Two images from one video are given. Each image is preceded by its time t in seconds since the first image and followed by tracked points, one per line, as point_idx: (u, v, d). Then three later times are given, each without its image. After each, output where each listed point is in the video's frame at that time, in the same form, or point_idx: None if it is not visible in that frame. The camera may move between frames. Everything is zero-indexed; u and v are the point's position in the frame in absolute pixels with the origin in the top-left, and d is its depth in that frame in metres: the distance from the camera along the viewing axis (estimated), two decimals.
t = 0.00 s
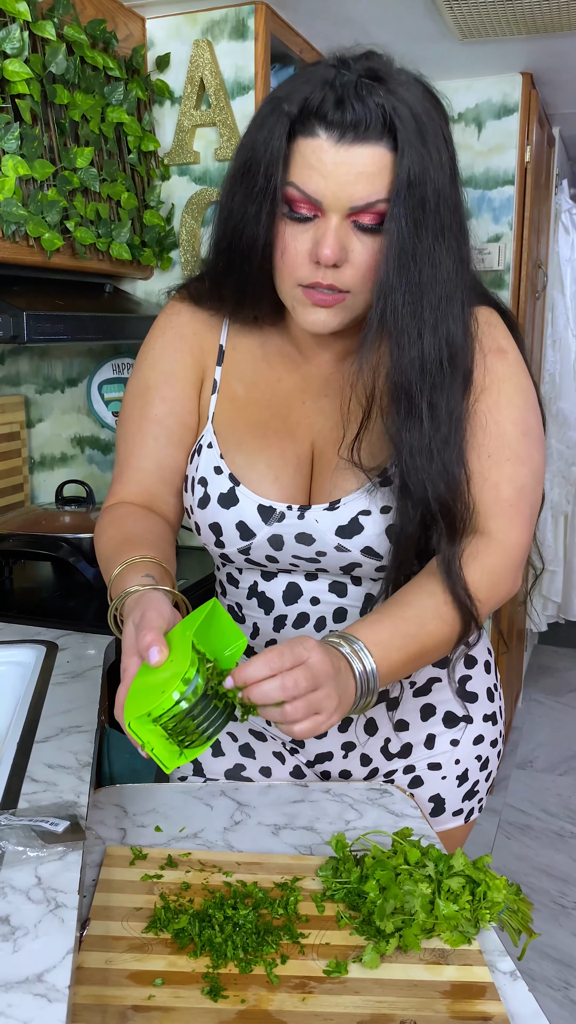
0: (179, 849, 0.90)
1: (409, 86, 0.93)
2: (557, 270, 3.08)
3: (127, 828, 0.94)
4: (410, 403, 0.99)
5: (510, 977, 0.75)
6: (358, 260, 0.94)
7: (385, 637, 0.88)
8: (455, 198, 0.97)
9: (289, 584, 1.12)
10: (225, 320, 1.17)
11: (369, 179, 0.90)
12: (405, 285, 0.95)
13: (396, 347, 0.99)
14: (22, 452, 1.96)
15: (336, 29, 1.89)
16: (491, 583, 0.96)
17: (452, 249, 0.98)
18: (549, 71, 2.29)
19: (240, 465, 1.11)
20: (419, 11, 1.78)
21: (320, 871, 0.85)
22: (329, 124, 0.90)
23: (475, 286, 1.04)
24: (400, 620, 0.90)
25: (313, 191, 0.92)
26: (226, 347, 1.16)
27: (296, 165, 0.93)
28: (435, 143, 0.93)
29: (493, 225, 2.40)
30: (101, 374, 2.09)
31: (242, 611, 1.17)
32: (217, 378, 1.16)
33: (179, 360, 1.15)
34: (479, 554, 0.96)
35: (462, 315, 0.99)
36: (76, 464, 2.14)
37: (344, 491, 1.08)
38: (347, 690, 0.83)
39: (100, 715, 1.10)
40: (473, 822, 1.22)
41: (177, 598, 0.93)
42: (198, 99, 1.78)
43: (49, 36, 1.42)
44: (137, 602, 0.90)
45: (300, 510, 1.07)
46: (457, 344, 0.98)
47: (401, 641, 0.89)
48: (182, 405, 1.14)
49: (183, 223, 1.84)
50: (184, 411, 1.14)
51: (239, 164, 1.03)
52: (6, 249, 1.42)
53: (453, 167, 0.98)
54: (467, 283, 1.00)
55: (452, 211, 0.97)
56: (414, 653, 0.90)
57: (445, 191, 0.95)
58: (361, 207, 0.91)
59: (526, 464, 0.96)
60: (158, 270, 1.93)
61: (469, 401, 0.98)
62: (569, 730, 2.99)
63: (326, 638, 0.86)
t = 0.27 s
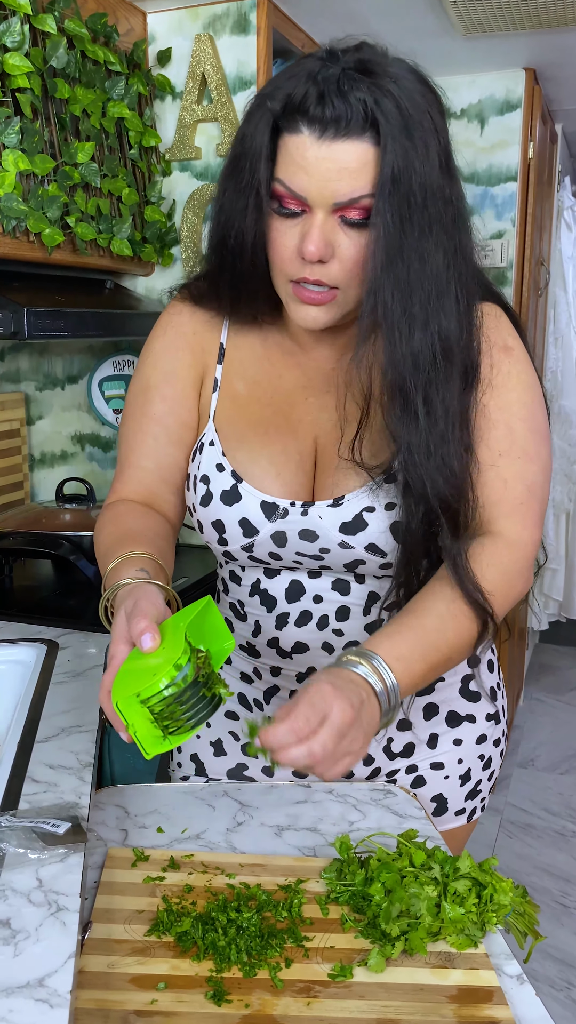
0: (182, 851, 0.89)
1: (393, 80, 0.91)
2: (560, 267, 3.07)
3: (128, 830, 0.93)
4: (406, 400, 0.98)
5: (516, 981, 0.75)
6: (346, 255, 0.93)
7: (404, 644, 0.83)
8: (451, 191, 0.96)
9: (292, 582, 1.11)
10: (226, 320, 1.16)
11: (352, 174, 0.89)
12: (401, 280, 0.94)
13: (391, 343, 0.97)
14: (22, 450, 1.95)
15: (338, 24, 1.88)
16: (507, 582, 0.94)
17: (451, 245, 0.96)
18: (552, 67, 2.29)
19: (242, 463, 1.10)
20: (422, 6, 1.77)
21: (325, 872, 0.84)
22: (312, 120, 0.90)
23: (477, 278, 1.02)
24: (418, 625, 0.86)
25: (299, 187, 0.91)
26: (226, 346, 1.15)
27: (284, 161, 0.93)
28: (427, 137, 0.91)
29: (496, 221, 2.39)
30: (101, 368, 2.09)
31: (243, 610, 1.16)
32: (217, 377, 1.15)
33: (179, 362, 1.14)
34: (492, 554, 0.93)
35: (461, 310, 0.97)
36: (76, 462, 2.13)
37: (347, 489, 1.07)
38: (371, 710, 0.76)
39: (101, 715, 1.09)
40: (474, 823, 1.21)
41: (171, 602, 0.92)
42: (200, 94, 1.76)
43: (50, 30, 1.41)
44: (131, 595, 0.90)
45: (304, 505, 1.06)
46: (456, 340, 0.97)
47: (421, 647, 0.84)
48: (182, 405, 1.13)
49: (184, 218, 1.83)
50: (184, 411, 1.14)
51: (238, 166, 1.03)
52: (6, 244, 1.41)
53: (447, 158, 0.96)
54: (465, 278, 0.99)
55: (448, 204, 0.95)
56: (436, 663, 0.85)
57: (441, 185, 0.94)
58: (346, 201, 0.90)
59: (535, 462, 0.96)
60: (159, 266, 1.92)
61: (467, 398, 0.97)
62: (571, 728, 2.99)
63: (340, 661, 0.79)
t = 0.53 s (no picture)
0: (183, 855, 0.88)
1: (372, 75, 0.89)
2: (562, 265, 3.06)
3: (129, 833, 0.91)
4: (389, 403, 0.97)
5: (521, 989, 0.74)
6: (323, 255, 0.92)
7: (418, 672, 0.79)
8: (441, 185, 0.93)
9: (289, 583, 1.10)
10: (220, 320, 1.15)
11: (323, 173, 0.88)
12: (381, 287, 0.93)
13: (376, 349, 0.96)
14: (22, 448, 1.94)
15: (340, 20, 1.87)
16: (519, 590, 0.90)
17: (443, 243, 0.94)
18: (554, 63, 2.28)
19: (238, 464, 1.09)
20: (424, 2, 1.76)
21: (327, 878, 0.83)
22: (282, 119, 0.89)
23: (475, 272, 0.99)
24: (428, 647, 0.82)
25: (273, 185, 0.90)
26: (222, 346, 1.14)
27: (261, 159, 0.92)
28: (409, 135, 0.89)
29: (498, 218, 2.39)
30: (101, 367, 2.08)
31: (242, 611, 1.15)
32: (214, 378, 1.14)
33: (179, 362, 1.14)
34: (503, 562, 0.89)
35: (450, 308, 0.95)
36: (76, 460, 2.12)
37: (344, 490, 1.05)
38: (387, 753, 0.72)
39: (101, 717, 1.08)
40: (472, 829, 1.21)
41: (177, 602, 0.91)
42: (201, 91, 1.75)
43: (50, 25, 1.40)
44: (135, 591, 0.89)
45: (298, 508, 1.05)
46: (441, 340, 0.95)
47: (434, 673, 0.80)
48: (179, 405, 1.13)
49: (185, 216, 1.82)
50: (180, 411, 1.14)
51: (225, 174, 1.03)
52: (6, 241, 1.40)
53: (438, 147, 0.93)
54: (456, 275, 0.96)
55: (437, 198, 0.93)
56: (448, 686, 0.81)
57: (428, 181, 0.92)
58: (320, 199, 0.88)
59: (540, 464, 0.94)
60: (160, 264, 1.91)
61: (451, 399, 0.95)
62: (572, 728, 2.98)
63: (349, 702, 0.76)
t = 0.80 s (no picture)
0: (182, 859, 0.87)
1: (287, 57, 0.76)
2: (564, 262, 3.05)
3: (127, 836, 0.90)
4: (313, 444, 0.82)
5: (524, 995, 0.72)
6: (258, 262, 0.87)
7: (410, 686, 0.75)
8: (362, 167, 0.74)
9: (292, 589, 1.08)
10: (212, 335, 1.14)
11: (213, 183, 0.80)
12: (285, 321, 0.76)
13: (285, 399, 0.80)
14: (21, 445, 1.93)
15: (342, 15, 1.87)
16: (504, 603, 0.80)
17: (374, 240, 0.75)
18: (557, 58, 2.28)
19: (232, 479, 1.07)
20: None
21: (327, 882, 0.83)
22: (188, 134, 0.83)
23: (427, 261, 0.81)
24: (415, 663, 0.76)
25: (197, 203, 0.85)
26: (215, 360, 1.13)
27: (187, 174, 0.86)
28: (300, 132, 0.72)
29: (501, 215, 2.39)
30: (102, 365, 2.06)
31: (244, 613, 1.13)
32: (208, 393, 1.13)
33: (178, 380, 1.14)
34: (491, 572, 0.80)
35: (380, 325, 0.78)
36: (76, 458, 2.10)
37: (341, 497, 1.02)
38: (367, 773, 0.71)
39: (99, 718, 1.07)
40: (477, 829, 1.19)
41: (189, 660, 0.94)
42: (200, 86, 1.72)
43: (49, 19, 1.39)
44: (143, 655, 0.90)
45: (295, 519, 1.03)
46: (365, 372, 0.78)
47: (423, 687, 0.75)
48: (180, 421, 1.13)
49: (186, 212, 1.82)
50: (182, 426, 1.13)
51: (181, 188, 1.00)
52: (5, 237, 1.39)
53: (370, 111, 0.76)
54: (391, 274, 0.77)
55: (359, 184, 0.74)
56: (434, 705, 0.76)
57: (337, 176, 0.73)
58: (216, 208, 0.81)
59: (539, 464, 0.82)
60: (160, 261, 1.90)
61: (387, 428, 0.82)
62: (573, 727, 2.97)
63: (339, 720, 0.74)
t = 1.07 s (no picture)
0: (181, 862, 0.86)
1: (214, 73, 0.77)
2: (567, 260, 3.05)
3: (125, 837, 0.90)
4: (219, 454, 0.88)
5: (525, 1000, 0.72)
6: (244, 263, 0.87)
7: (408, 690, 0.72)
8: (253, 202, 0.75)
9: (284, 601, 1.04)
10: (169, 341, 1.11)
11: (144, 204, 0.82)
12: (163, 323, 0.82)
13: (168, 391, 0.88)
14: (21, 443, 1.92)
15: (344, 11, 1.86)
16: (495, 604, 0.73)
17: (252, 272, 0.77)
18: (560, 55, 2.28)
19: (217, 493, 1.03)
20: None
21: (326, 884, 0.82)
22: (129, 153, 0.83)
23: (340, 292, 0.81)
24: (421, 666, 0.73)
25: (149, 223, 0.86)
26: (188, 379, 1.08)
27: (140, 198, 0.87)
28: (200, 159, 0.75)
29: (503, 212, 2.39)
30: (101, 362, 2.04)
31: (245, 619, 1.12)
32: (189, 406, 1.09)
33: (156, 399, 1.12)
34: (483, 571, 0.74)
35: (242, 352, 0.80)
36: (76, 456, 2.08)
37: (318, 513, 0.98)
38: (339, 802, 0.70)
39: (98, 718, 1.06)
40: (482, 831, 1.18)
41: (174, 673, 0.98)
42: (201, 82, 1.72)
43: (48, 14, 1.38)
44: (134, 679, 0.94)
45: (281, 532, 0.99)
46: (222, 390, 0.82)
47: (428, 690, 0.72)
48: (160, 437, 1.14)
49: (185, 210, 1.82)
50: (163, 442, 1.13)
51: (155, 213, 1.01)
52: (4, 234, 1.39)
53: (299, 142, 0.76)
54: (269, 308, 0.79)
55: (246, 218, 0.76)
56: (433, 715, 0.72)
57: (224, 205, 0.76)
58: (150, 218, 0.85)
59: (527, 450, 0.74)
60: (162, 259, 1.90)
61: (246, 451, 0.84)
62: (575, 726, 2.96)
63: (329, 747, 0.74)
